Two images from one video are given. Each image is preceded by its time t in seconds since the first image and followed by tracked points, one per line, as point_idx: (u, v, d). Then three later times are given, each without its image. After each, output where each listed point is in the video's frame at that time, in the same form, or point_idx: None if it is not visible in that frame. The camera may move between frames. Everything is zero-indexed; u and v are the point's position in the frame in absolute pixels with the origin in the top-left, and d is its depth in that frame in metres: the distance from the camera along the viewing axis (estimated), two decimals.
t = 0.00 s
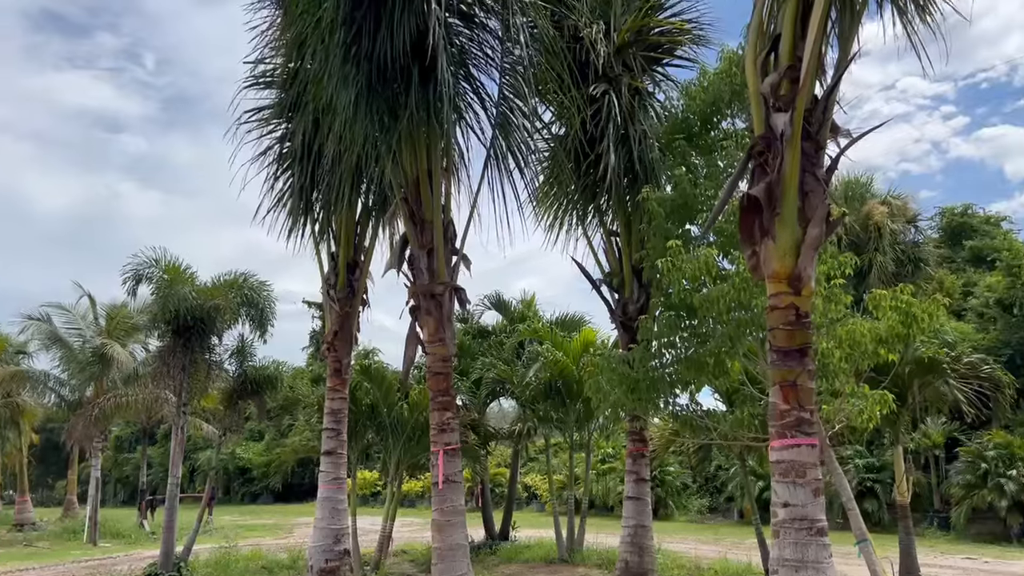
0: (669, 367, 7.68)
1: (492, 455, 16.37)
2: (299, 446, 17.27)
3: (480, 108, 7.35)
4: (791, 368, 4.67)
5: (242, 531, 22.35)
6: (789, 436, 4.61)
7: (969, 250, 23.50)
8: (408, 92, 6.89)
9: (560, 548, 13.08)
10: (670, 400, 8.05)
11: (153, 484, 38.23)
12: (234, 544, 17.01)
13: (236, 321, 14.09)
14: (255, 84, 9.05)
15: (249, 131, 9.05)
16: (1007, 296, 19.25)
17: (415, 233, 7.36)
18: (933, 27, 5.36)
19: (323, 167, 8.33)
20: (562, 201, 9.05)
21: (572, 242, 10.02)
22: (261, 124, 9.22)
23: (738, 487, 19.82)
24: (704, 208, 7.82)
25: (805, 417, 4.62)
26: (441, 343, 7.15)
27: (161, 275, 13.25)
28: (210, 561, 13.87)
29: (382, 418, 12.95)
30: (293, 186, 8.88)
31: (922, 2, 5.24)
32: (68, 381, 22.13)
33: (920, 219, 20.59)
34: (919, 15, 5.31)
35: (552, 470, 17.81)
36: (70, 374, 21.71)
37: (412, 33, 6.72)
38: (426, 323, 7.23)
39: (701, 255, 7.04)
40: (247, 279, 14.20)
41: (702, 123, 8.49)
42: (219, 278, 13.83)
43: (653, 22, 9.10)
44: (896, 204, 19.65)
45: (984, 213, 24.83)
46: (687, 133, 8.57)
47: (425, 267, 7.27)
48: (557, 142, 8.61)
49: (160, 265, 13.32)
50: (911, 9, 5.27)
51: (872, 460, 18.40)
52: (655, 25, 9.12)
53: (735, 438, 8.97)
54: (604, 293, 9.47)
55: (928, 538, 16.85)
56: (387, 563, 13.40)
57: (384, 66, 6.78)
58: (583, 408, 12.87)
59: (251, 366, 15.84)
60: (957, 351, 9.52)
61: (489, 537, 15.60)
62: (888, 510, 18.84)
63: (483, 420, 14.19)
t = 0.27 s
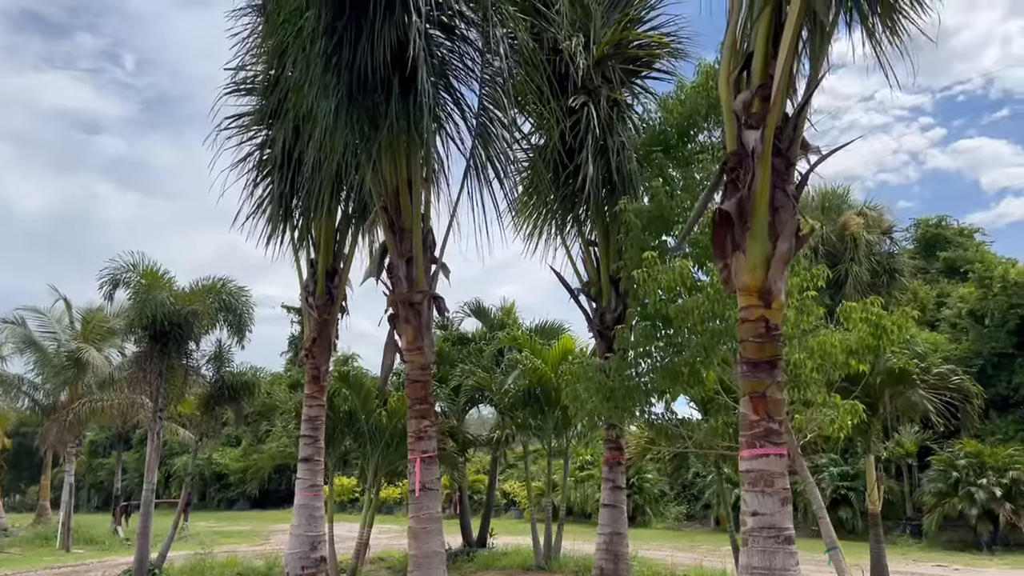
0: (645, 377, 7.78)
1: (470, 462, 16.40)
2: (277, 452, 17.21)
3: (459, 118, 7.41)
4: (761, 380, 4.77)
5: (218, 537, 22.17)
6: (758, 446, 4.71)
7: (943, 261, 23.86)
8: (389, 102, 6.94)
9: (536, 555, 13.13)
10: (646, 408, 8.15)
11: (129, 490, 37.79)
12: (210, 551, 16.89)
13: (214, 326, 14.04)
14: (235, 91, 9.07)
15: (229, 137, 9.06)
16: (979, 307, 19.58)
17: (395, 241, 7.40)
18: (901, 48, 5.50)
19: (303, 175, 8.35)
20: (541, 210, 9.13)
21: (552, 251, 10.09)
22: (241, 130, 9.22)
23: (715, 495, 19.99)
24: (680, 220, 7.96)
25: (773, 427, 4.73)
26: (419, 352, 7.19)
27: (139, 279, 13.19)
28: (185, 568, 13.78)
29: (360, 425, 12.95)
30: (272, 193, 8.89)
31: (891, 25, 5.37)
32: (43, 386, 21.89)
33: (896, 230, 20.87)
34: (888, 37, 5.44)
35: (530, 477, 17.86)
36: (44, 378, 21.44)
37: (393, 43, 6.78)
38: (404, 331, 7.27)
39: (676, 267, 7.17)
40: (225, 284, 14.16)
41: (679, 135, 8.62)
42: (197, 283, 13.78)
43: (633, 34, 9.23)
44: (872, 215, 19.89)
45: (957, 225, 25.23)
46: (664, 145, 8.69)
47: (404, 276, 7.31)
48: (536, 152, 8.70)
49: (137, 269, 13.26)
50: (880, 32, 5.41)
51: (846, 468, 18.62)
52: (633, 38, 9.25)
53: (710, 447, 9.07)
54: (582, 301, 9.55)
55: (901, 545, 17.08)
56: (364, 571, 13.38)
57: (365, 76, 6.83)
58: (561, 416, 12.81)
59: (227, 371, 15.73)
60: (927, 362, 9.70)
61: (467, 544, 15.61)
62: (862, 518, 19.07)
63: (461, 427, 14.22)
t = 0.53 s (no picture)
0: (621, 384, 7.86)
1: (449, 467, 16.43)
2: (255, 457, 17.15)
3: (439, 127, 7.48)
4: (730, 390, 4.86)
5: (195, 543, 22.03)
6: (727, 454, 4.80)
7: (919, 270, 24.21)
8: (368, 111, 7.00)
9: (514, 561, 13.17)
10: (622, 415, 8.24)
11: (105, 495, 37.39)
12: (186, 556, 16.79)
13: (192, 331, 13.99)
14: (216, 97, 9.08)
15: (209, 143, 9.07)
16: (953, 316, 19.88)
17: (373, 249, 7.44)
18: (870, 67, 5.60)
19: (283, 181, 8.37)
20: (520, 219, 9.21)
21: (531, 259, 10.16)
22: (221, 136, 9.23)
23: (693, 501, 20.13)
24: (655, 230, 8.12)
25: (742, 436, 4.82)
26: (397, 359, 7.23)
27: (117, 283, 13.13)
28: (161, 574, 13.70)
29: (339, 431, 12.96)
30: (252, 199, 8.90)
31: (861, 45, 5.46)
32: (18, 389, 21.67)
33: (872, 239, 21.16)
34: (859, 56, 5.54)
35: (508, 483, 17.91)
36: (20, 382, 21.20)
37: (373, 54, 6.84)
38: (382, 338, 7.31)
39: (651, 277, 7.28)
40: (204, 288, 14.12)
41: (657, 146, 8.79)
42: (175, 287, 13.73)
43: (611, 46, 9.35)
44: (849, 225, 20.12)
45: (933, 235, 25.63)
46: (641, 156, 8.87)
47: (382, 283, 7.35)
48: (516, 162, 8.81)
49: (116, 273, 13.20)
50: (851, 51, 5.49)
51: (822, 475, 18.82)
52: (612, 49, 9.37)
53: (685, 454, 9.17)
54: (560, 309, 9.61)
55: (875, 551, 17.29)
56: None
57: (345, 85, 6.88)
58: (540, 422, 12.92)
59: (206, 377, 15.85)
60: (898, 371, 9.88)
61: (445, 550, 15.63)
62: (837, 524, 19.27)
63: (440, 433, 14.26)
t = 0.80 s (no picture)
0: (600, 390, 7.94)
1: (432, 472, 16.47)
2: (238, 461, 17.12)
3: (420, 134, 7.54)
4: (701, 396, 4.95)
5: (177, 547, 21.93)
6: (698, 459, 4.88)
7: (899, 278, 24.49)
8: (350, 118, 7.06)
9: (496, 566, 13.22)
10: (602, 420, 8.32)
11: (87, 499, 37.12)
12: (168, 561, 16.73)
13: (175, 334, 13.99)
14: (199, 102, 9.11)
15: (192, 148, 9.09)
16: (933, 323, 20.13)
17: (355, 254, 7.50)
18: (842, 78, 5.69)
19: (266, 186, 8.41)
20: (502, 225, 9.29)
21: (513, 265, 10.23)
22: (204, 141, 9.25)
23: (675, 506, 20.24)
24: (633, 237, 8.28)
25: (713, 441, 4.91)
26: (377, 363, 7.29)
27: (100, 287, 13.11)
28: None
29: (322, 435, 12.99)
30: (234, 204, 8.93)
31: (832, 57, 5.55)
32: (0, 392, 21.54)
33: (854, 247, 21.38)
34: (830, 68, 5.63)
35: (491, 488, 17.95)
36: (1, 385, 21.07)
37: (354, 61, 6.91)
38: (363, 343, 7.36)
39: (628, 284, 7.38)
40: (188, 292, 14.12)
41: (637, 154, 8.95)
42: (159, 291, 13.73)
43: (593, 55, 9.46)
44: (832, 232, 20.30)
45: (914, 243, 25.94)
46: (621, 163, 9.04)
47: (363, 288, 7.41)
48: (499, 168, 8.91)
49: (99, 277, 13.19)
50: (822, 63, 5.58)
51: (803, 480, 18.99)
52: (594, 58, 9.48)
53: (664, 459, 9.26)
54: (542, 315, 9.68)
55: (854, 556, 17.46)
56: None
57: (326, 92, 6.95)
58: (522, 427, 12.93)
59: (189, 381, 16.05)
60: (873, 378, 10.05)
61: (428, 555, 15.65)
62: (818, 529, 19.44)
63: (423, 438, 14.30)
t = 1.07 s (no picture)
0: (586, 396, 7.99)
1: (422, 477, 16.48)
2: (227, 466, 17.11)
3: (408, 141, 7.58)
4: (683, 402, 5.00)
5: (166, 553, 21.86)
6: (679, 465, 4.94)
7: (888, 284, 24.64)
8: (337, 125, 7.09)
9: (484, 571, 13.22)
10: (589, 426, 8.35)
11: (76, 505, 36.93)
12: (156, 567, 16.68)
13: (165, 340, 13.99)
14: (188, 109, 9.14)
15: (181, 154, 9.11)
16: (920, 329, 20.24)
17: (342, 260, 7.54)
18: (823, 89, 5.74)
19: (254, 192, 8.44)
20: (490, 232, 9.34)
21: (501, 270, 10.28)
22: (194, 147, 9.27)
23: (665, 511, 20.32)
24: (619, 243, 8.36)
25: (694, 447, 4.96)
26: (364, 369, 7.33)
27: (89, 292, 13.12)
28: None
29: (310, 441, 13.00)
30: (223, 210, 8.96)
31: (813, 68, 5.60)
32: None
33: (843, 253, 21.50)
34: (811, 80, 5.68)
35: (481, 494, 17.96)
36: None
37: (342, 69, 6.97)
38: (350, 349, 7.40)
39: (613, 291, 7.44)
40: (177, 297, 14.13)
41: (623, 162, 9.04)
42: (148, 296, 13.74)
43: (581, 63, 9.52)
44: (820, 239, 20.30)
45: (902, 249, 26.10)
46: (608, 171, 9.16)
47: (350, 294, 7.45)
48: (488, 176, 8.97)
49: (88, 282, 13.19)
50: (803, 74, 5.63)
51: (792, 486, 19.06)
52: (582, 66, 9.54)
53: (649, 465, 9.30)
54: (530, 321, 9.72)
55: (842, 561, 17.54)
56: None
57: (313, 100, 6.98)
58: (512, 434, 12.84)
59: (177, 386, 15.88)
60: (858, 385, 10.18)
61: (416, 560, 15.65)
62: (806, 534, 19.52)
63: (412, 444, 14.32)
